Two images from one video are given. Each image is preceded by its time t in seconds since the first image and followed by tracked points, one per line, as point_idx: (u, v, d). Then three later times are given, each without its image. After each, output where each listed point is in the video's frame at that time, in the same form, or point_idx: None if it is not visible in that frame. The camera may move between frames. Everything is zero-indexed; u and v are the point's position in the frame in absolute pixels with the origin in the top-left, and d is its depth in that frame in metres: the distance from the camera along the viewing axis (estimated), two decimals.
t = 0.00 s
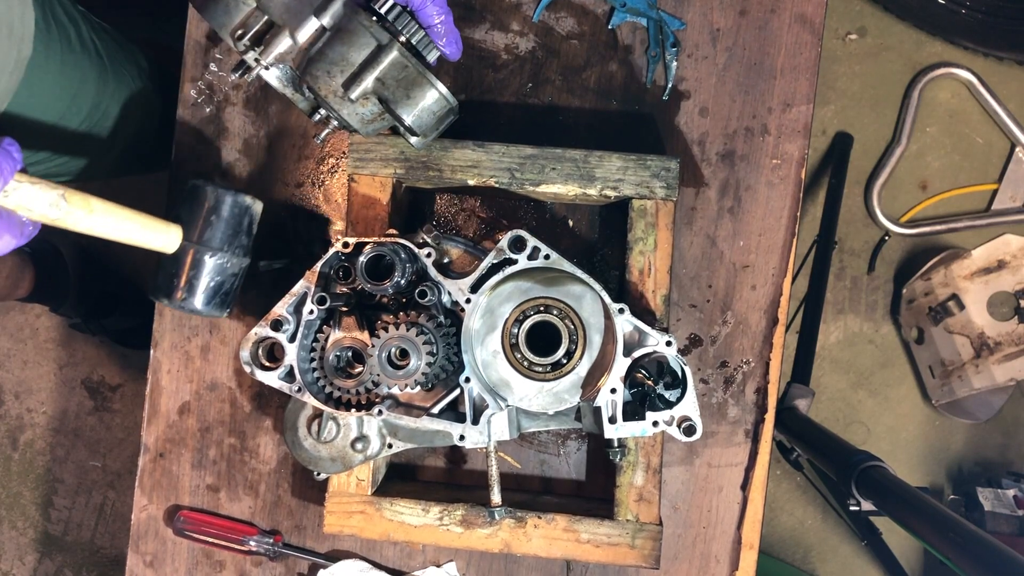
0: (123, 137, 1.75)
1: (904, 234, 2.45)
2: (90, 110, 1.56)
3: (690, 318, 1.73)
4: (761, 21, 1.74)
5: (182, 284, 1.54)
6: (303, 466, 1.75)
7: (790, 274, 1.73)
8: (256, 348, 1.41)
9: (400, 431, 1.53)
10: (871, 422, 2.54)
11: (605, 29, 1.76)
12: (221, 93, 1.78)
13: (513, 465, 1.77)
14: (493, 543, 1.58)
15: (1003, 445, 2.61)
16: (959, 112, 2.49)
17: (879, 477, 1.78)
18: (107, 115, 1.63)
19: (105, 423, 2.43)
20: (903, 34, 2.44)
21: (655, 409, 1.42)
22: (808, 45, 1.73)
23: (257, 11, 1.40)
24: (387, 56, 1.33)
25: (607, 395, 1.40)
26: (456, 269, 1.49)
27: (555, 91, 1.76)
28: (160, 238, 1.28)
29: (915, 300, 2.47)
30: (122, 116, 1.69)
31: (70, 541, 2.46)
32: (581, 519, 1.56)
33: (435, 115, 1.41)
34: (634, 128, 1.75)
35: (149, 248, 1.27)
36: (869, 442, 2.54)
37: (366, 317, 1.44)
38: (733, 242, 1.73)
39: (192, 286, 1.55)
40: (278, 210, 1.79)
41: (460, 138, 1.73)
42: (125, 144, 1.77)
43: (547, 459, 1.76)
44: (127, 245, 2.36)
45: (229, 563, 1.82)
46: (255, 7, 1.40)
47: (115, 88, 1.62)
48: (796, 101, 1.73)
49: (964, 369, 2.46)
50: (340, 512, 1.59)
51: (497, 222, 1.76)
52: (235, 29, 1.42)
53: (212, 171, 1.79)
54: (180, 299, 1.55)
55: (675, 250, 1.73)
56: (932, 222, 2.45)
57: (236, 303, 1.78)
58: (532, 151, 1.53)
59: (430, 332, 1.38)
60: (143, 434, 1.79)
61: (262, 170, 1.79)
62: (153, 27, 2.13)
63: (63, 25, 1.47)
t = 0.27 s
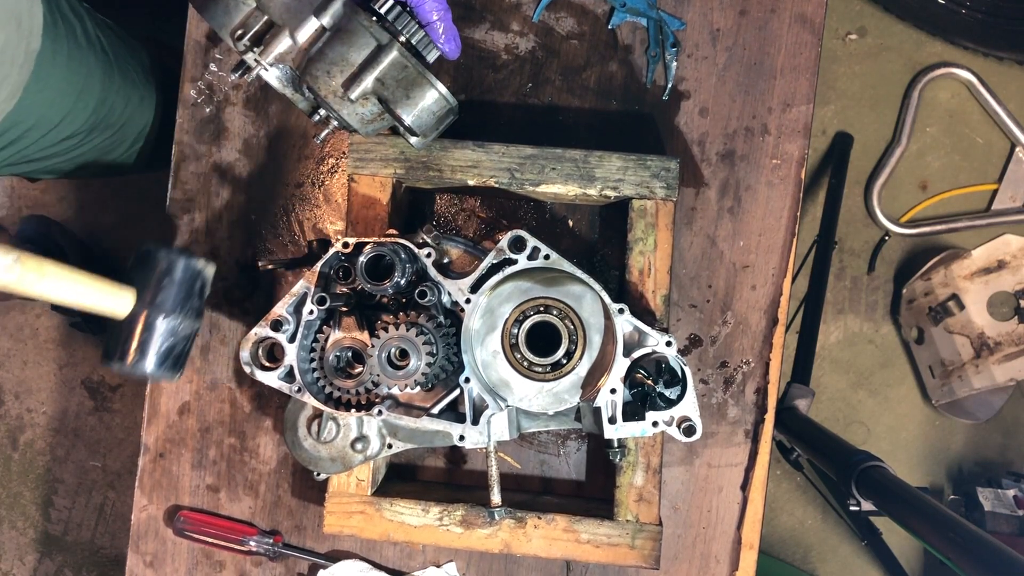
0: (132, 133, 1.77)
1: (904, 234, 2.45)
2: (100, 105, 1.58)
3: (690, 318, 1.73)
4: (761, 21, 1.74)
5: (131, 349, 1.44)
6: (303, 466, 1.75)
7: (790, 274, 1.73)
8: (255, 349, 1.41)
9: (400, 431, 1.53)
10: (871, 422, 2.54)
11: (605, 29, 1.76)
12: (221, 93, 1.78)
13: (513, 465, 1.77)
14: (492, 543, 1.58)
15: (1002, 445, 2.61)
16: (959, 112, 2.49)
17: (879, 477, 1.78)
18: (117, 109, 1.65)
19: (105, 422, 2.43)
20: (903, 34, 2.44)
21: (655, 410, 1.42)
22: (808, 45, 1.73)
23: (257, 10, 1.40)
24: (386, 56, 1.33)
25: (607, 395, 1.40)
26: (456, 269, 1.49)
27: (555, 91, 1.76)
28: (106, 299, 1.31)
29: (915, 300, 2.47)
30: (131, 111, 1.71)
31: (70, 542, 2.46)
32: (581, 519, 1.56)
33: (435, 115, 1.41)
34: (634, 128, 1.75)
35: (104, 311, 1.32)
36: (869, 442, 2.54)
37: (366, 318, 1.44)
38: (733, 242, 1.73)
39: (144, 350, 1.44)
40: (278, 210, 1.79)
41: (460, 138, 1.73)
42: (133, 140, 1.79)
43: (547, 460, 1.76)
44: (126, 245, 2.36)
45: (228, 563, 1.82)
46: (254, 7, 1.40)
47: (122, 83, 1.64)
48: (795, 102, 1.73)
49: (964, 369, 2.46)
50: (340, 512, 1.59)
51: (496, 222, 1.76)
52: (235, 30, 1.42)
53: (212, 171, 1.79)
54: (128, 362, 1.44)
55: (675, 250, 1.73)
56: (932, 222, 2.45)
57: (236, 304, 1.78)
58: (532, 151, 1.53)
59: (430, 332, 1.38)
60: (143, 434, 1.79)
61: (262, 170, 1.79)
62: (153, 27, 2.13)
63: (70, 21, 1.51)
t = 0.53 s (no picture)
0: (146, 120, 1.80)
1: (904, 234, 2.45)
2: (113, 95, 1.61)
3: (690, 318, 1.73)
4: (761, 21, 1.74)
5: None
6: (303, 466, 1.75)
7: (790, 274, 1.73)
8: (255, 349, 1.41)
9: (400, 432, 1.53)
10: (871, 422, 2.54)
11: (605, 29, 1.76)
12: (221, 93, 1.78)
13: (513, 465, 1.77)
14: (492, 544, 1.58)
15: (1002, 445, 2.61)
16: (959, 112, 2.49)
17: (879, 477, 1.78)
18: (130, 98, 1.68)
19: (105, 422, 2.43)
20: (903, 33, 2.44)
21: (656, 410, 1.42)
22: (808, 45, 1.73)
23: (257, 11, 1.41)
24: (386, 57, 1.33)
25: (607, 395, 1.40)
26: (456, 270, 1.48)
27: (555, 91, 1.76)
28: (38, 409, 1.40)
29: (915, 300, 2.47)
30: (144, 99, 1.74)
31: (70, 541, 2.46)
32: (581, 520, 1.56)
33: (435, 115, 1.41)
34: (634, 128, 1.75)
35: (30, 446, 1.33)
36: (869, 442, 2.54)
37: (366, 318, 1.43)
38: (733, 242, 1.73)
39: None
40: (278, 211, 1.79)
41: (460, 138, 1.73)
42: (148, 129, 1.82)
43: (547, 460, 1.76)
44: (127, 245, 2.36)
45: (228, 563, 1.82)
46: (254, 8, 1.40)
47: (130, 71, 1.66)
48: (795, 102, 1.73)
49: (964, 369, 2.46)
50: (340, 512, 1.59)
51: (496, 222, 1.76)
52: (236, 30, 1.42)
53: (212, 171, 1.79)
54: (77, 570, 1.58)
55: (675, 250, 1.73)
56: (932, 222, 2.45)
57: (236, 304, 1.78)
58: (532, 151, 1.53)
59: (430, 333, 1.38)
60: (144, 434, 1.80)
61: (262, 171, 1.79)
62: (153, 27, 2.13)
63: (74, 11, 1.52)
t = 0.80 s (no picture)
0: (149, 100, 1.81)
1: (904, 234, 2.45)
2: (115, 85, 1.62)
3: (690, 317, 1.74)
4: (761, 21, 1.74)
5: None
6: (303, 466, 1.75)
7: (790, 274, 1.73)
8: (256, 349, 1.41)
9: (400, 431, 1.53)
10: (871, 423, 2.54)
11: (605, 29, 1.76)
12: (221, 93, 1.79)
13: (513, 465, 1.77)
14: (492, 543, 1.59)
15: (1002, 445, 2.61)
16: (958, 112, 2.49)
17: (879, 478, 1.78)
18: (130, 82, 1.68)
19: (105, 422, 2.43)
20: (903, 34, 2.44)
21: (656, 410, 1.43)
22: (808, 45, 1.73)
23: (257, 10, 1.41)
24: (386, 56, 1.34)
25: (607, 395, 1.41)
26: (456, 269, 1.48)
27: (555, 91, 1.76)
28: None
29: (915, 300, 2.47)
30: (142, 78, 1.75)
31: (70, 541, 2.46)
32: (581, 519, 1.56)
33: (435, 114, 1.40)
34: (634, 128, 1.75)
35: None
36: (869, 442, 2.54)
37: (366, 318, 1.43)
38: (733, 242, 1.73)
39: None
40: (278, 210, 1.79)
41: (461, 138, 1.73)
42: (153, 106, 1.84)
43: (547, 459, 1.76)
44: (128, 244, 2.36)
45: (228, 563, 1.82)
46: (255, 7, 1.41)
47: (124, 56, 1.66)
48: (796, 101, 1.73)
49: (964, 369, 2.46)
50: (340, 512, 1.59)
51: (496, 222, 1.76)
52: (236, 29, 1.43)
53: (213, 171, 1.79)
54: None
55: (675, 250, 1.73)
56: (932, 222, 2.45)
57: (236, 304, 1.78)
58: (532, 151, 1.53)
59: (430, 332, 1.37)
60: (144, 434, 1.80)
61: (263, 170, 1.79)
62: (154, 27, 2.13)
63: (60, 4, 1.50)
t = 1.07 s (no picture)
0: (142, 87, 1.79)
1: (904, 234, 2.45)
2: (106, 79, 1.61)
3: (690, 318, 1.74)
4: (761, 21, 1.74)
5: None
6: (303, 466, 1.75)
7: (790, 274, 1.73)
8: (256, 348, 1.41)
9: (400, 431, 1.53)
10: (871, 423, 2.54)
11: (605, 29, 1.76)
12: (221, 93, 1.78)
13: (513, 465, 1.77)
14: (492, 543, 1.59)
15: (1002, 445, 2.61)
16: (959, 112, 2.49)
17: (879, 478, 1.78)
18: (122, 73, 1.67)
19: (104, 422, 2.43)
20: (903, 33, 2.44)
21: (656, 410, 1.43)
22: (808, 45, 1.73)
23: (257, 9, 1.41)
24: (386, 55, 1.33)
25: (607, 395, 1.41)
26: (456, 269, 1.48)
27: (555, 91, 1.76)
28: None
29: (915, 300, 2.47)
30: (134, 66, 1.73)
31: (70, 541, 2.46)
32: (581, 519, 1.56)
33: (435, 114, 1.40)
34: (634, 128, 1.75)
35: None
36: (869, 442, 2.54)
37: (366, 318, 1.43)
38: (733, 242, 1.73)
39: None
40: (278, 210, 1.79)
41: (461, 138, 1.73)
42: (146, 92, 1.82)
43: (547, 459, 1.76)
44: (128, 244, 2.37)
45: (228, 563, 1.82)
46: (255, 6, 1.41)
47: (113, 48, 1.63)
48: (796, 101, 1.73)
49: (964, 369, 2.46)
50: (340, 512, 1.59)
51: (496, 222, 1.76)
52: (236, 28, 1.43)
53: (213, 171, 1.79)
54: None
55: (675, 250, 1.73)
56: (932, 222, 2.45)
57: (236, 304, 1.78)
58: (532, 151, 1.53)
59: (430, 332, 1.38)
60: (144, 434, 1.80)
61: (262, 170, 1.79)
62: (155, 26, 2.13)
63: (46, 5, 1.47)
